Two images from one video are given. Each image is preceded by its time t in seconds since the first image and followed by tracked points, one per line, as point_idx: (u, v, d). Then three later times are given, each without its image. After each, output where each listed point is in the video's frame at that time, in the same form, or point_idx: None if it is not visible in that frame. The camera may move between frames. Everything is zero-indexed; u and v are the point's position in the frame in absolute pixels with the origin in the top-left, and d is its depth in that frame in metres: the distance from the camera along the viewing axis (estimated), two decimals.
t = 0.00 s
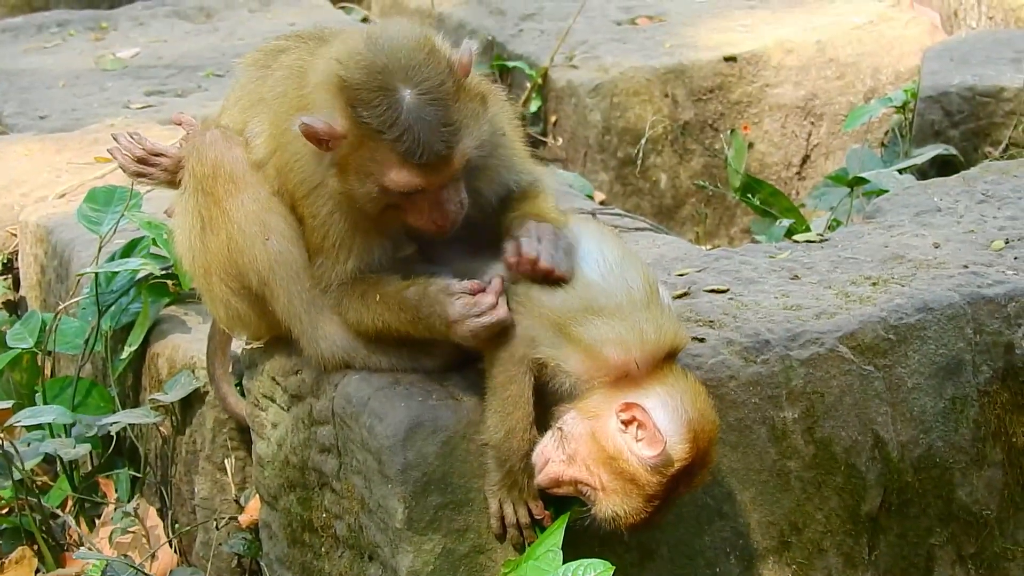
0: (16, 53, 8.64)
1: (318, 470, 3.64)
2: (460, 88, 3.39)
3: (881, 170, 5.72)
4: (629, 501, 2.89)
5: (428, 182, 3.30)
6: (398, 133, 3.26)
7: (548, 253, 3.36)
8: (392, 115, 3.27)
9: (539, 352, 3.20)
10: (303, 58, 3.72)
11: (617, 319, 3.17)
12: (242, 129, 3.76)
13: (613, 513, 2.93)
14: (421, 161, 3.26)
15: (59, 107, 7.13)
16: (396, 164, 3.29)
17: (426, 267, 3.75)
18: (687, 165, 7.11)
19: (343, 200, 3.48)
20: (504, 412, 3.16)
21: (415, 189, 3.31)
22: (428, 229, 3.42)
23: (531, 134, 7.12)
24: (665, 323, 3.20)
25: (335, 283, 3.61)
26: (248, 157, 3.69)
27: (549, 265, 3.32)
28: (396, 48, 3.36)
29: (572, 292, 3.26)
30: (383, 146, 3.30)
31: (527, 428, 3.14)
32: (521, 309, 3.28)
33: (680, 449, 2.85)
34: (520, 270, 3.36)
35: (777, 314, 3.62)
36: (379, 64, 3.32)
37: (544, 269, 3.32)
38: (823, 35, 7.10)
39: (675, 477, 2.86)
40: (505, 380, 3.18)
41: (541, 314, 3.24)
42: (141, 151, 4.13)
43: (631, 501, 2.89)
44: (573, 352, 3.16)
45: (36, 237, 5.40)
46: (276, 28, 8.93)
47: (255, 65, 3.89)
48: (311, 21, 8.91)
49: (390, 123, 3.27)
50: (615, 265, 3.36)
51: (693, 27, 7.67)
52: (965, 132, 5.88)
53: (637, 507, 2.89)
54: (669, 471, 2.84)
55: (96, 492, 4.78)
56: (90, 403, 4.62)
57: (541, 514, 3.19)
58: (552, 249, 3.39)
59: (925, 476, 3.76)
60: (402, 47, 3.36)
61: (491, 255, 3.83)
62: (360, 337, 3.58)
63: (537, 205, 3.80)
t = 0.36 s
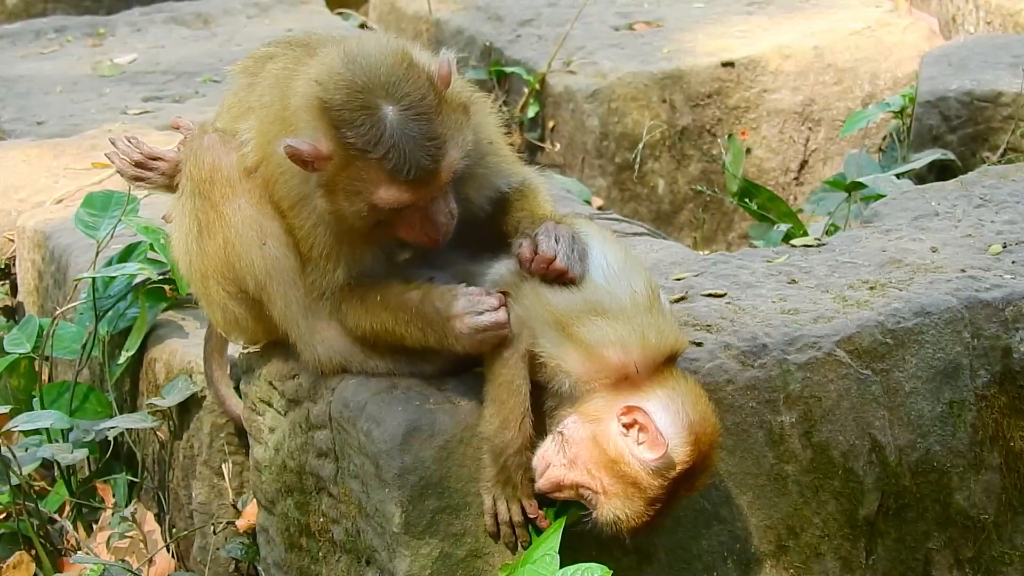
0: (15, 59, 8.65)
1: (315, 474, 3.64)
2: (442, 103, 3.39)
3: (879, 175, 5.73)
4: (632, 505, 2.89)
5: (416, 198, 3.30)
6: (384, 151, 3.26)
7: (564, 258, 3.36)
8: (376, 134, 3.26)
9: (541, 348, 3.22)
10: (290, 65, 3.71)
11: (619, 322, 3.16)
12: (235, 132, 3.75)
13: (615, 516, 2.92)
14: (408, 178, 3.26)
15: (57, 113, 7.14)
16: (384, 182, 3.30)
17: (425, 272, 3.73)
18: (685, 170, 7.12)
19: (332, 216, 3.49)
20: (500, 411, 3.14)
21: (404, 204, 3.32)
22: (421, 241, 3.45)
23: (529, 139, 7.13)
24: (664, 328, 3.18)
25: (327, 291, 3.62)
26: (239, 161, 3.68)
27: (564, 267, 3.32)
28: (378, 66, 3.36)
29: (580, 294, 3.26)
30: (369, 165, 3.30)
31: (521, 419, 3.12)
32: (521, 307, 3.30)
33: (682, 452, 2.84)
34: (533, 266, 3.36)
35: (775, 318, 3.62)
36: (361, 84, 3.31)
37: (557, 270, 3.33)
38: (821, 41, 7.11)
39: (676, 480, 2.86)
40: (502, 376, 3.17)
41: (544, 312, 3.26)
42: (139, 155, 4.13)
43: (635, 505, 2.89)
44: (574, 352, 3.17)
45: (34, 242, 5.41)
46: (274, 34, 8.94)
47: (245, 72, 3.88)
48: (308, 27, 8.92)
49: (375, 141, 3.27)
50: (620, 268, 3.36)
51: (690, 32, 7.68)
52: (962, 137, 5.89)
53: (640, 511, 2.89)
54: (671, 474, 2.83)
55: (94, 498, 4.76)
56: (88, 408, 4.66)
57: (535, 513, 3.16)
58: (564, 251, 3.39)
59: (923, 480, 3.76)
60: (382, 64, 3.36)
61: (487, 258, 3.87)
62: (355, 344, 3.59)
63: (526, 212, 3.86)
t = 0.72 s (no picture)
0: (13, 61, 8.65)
1: (314, 475, 3.63)
2: (443, 102, 3.39)
3: (879, 173, 5.72)
4: (633, 505, 2.89)
5: (419, 196, 3.30)
6: (386, 150, 3.26)
7: (564, 257, 3.35)
8: (379, 133, 3.26)
9: (540, 347, 3.22)
10: (288, 66, 3.70)
11: (618, 322, 3.16)
12: (233, 133, 3.75)
13: (616, 517, 2.92)
14: (411, 176, 3.26)
15: (55, 115, 7.13)
16: (387, 182, 3.30)
17: (425, 273, 3.77)
18: (683, 170, 7.12)
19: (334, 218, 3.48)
20: (500, 407, 3.16)
21: (407, 203, 3.32)
22: (423, 241, 3.44)
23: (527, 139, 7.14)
24: (665, 328, 3.18)
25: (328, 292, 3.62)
26: (238, 161, 3.67)
27: (562, 266, 3.31)
28: (379, 65, 3.36)
29: (578, 293, 3.25)
30: (372, 164, 3.30)
31: (522, 415, 3.13)
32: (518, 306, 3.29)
33: (682, 452, 2.84)
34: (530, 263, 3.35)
35: (773, 318, 3.62)
36: (363, 83, 3.32)
37: (556, 268, 3.31)
38: (820, 40, 7.11)
39: (677, 481, 2.86)
40: (504, 374, 3.18)
41: (543, 311, 3.25)
42: (136, 157, 4.13)
43: (635, 505, 2.89)
44: (573, 352, 3.16)
45: (32, 244, 5.40)
46: (272, 35, 8.93)
47: (241, 74, 3.87)
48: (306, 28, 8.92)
49: (378, 140, 3.26)
50: (619, 268, 3.36)
51: (688, 32, 7.68)
52: (961, 135, 5.88)
53: (641, 511, 2.89)
54: (671, 475, 2.83)
55: (93, 499, 4.76)
56: (87, 410, 4.65)
57: (535, 513, 3.16)
58: (563, 249, 3.39)
59: (923, 479, 3.76)
60: (383, 64, 3.36)
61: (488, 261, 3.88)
62: (356, 345, 3.58)
63: (526, 212, 3.85)
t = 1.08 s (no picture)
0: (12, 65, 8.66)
1: (314, 475, 3.63)
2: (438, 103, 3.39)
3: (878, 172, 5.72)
4: (634, 505, 2.88)
5: (415, 198, 3.30)
6: (381, 152, 3.25)
7: (562, 258, 3.35)
8: (373, 134, 3.26)
9: (540, 347, 3.21)
10: (285, 66, 3.69)
11: (617, 322, 3.15)
12: (229, 135, 3.74)
13: (618, 517, 2.92)
14: (407, 178, 3.26)
15: (54, 118, 7.14)
16: (383, 184, 3.30)
17: (425, 273, 3.80)
18: (683, 170, 7.12)
19: (330, 220, 3.48)
20: (500, 407, 3.16)
21: (404, 205, 3.32)
22: (421, 244, 3.44)
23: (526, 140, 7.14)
24: (664, 326, 3.18)
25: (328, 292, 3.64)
26: (236, 162, 3.67)
27: (560, 265, 3.32)
28: (373, 67, 3.35)
29: (577, 292, 3.25)
30: (367, 165, 3.30)
31: (522, 415, 3.13)
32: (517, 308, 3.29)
33: (682, 451, 2.84)
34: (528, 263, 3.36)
35: (773, 316, 3.62)
36: (358, 86, 3.31)
37: (553, 268, 3.32)
38: (819, 39, 7.11)
39: (678, 480, 2.85)
40: (504, 374, 3.19)
41: (543, 312, 3.25)
42: (134, 159, 4.13)
43: (636, 505, 2.88)
44: (573, 352, 3.15)
45: (31, 247, 5.41)
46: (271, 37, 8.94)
47: (238, 74, 3.86)
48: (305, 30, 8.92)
49: (372, 142, 3.26)
50: (619, 267, 3.36)
51: (687, 31, 7.68)
52: (961, 133, 5.88)
53: (642, 511, 2.88)
54: (672, 474, 2.82)
55: (94, 501, 4.78)
56: (87, 412, 4.65)
57: (536, 512, 3.16)
58: (561, 248, 3.40)
59: (923, 477, 3.76)
60: (378, 66, 3.36)
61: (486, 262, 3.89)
62: (355, 346, 3.59)
63: (525, 211, 3.84)
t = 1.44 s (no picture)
0: (13, 61, 8.66)
1: (312, 470, 3.64)
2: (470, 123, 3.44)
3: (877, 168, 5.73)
4: (627, 498, 2.88)
5: (455, 216, 3.31)
6: (415, 166, 3.29)
7: (562, 250, 3.37)
8: (408, 150, 3.30)
9: (534, 334, 3.20)
10: (296, 74, 3.71)
11: (614, 314, 3.16)
12: (231, 137, 3.76)
13: (611, 510, 2.91)
14: (444, 192, 3.28)
15: (54, 114, 7.15)
16: (421, 202, 3.32)
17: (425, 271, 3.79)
18: (683, 166, 7.11)
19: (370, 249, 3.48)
20: (495, 396, 3.16)
21: (445, 222, 3.32)
22: (469, 273, 3.38)
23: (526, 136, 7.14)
24: (661, 321, 3.18)
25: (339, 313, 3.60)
26: (248, 181, 3.66)
27: (558, 258, 3.34)
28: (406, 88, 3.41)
29: (573, 284, 3.25)
30: (404, 181, 3.32)
31: (516, 403, 3.13)
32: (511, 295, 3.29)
33: (676, 445, 2.85)
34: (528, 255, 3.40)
35: (770, 311, 3.62)
36: (390, 104, 3.36)
37: (552, 260, 3.35)
38: (819, 35, 7.10)
39: (671, 473, 2.86)
40: (499, 361, 3.19)
41: (539, 300, 3.24)
42: (132, 156, 4.15)
43: (629, 498, 2.88)
44: (567, 343, 3.15)
45: (31, 242, 5.42)
46: (271, 33, 8.95)
47: (247, 80, 3.88)
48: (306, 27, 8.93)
49: (408, 157, 3.30)
50: (618, 261, 3.37)
51: (687, 28, 7.68)
52: (959, 130, 5.89)
53: (635, 504, 2.88)
54: (665, 468, 2.83)
55: (92, 497, 4.80)
56: (85, 407, 4.67)
57: (532, 505, 3.15)
58: (562, 241, 3.41)
59: (920, 472, 3.76)
60: (409, 88, 3.40)
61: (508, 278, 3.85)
62: (354, 341, 3.59)
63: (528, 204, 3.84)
